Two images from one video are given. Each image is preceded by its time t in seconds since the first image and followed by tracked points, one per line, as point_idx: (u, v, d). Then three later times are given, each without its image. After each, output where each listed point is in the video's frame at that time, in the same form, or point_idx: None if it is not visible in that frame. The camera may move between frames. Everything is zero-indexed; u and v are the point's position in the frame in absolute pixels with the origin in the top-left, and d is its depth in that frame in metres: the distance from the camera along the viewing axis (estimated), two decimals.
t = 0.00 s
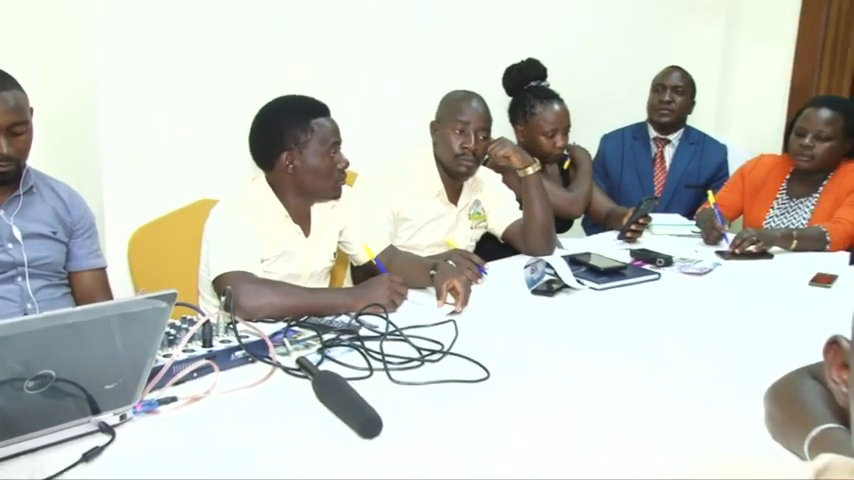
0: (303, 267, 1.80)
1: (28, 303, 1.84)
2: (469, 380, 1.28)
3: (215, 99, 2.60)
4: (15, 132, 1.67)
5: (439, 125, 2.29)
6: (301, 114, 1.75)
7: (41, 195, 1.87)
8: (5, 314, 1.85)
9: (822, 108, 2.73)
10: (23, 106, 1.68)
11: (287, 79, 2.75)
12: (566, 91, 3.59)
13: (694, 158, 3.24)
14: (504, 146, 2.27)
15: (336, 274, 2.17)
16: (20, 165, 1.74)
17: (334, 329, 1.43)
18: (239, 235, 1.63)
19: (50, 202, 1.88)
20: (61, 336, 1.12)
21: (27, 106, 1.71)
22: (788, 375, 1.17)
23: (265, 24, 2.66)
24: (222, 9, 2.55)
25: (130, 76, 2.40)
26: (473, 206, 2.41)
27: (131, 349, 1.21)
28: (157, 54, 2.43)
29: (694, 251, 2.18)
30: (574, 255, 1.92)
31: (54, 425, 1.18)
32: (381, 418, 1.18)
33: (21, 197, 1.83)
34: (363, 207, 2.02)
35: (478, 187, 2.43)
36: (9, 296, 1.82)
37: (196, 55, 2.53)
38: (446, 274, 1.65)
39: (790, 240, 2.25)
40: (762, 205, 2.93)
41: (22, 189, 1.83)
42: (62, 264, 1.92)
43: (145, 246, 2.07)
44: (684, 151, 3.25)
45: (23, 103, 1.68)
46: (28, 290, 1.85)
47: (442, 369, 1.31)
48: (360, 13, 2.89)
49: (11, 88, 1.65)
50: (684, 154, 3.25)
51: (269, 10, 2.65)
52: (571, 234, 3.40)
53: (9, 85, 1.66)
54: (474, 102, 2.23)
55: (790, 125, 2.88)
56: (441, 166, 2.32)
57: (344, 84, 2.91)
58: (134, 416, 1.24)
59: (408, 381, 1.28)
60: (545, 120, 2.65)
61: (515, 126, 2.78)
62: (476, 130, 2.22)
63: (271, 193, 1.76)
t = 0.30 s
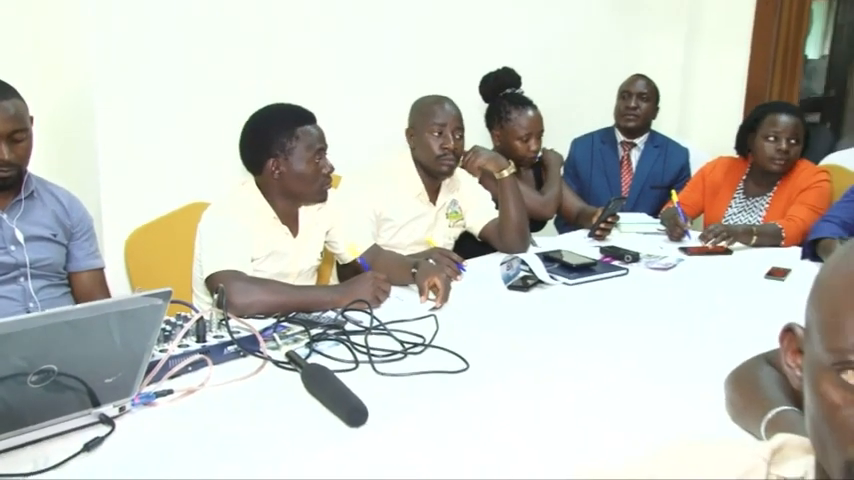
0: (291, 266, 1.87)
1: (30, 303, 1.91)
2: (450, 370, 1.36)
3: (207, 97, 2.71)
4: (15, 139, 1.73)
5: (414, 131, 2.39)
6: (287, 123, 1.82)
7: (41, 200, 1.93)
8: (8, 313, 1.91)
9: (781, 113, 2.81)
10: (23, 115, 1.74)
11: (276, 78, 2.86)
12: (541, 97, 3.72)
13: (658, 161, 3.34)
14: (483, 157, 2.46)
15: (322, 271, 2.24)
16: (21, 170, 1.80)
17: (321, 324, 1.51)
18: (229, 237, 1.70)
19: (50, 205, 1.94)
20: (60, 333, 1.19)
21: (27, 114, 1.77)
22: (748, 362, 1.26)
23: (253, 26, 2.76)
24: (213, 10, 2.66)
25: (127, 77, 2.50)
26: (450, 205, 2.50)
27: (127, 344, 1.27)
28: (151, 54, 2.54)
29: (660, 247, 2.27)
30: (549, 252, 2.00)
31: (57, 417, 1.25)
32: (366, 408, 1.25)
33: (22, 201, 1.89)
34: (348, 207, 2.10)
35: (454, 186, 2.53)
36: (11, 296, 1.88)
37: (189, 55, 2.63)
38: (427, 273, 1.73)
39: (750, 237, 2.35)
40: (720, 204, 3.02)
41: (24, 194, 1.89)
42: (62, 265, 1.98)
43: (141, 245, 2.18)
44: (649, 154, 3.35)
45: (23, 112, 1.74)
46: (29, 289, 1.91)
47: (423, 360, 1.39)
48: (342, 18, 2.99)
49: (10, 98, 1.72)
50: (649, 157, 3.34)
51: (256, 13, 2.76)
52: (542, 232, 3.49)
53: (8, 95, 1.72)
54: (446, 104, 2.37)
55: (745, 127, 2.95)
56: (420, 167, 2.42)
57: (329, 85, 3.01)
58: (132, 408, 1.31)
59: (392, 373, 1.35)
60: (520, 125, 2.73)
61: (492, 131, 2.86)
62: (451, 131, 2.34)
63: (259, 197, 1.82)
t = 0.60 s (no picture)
0: (280, 263, 1.94)
1: (29, 300, 2.04)
2: (428, 361, 1.44)
3: (204, 97, 2.80)
4: (15, 145, 1.82)
5: (393, 136, 2.47)
6: (271, 129, 1.91)
7: (40, 203, 2.06)
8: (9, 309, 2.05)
9: (736, 117, 2.93)
10: (21, 122, 1.84)
11: (268, 77, 2.95)
12: (515, 101, 3.83)
13: (622, 165, 3.44)
14: (456, 159, 2.53)
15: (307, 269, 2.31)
16: (19, 175, 1.89)
17: (306, 318, 1.59)
18: (218, 234, 1.78)
19: (48, 209, 2.07)
20: (59, 329, 1.25)
21: (26, 122, 1.86)
22: (706, 349, 1.35)
23: (246, 29, 2.85)
24: (210, 12, 2.74)
25: (125, 77, 2.58)
26: (427, 204, 2.58)
27: (123, 338, 1.34)
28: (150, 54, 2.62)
29: (625, 243, 2.37)
30: (522, 249, 2.09)
31: (55, 408, 1.31)
32: (350, 396, 1.33)
33: (22, 204, 2.01)
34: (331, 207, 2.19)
35: (430, 186, 2.61)
36: (12, 293, 2.02)
37: (186, 56, 2.72)
38: (407, 269, 1.81)
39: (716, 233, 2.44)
40: (679, 204, 3.12)
41: (23, 197, 2.02)
42: (60, 264, 2.12)
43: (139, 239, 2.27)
44: (614, 156, 3.44)
45: (22, 119, 1.84)
46: (28, 288, 2.05)
47: (404, 351, 1.48)
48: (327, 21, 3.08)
49: (10, 106, 1.81)
50: (614, 161, 3.44)
51: (249, 16, 2.85)
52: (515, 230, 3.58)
53: (8, 103, 1.81)
54: (421, 109, 2.47)
55: (703, 130, 3.06)
56: (399, 168, 2.50)
57: (319, 86, 3.11)
58: (128, 400, 1.38)
59: (374, 363, 1.44)
60: (493, 129, 2.82)
61: (467, 135, 2.95)
62: (428, 133, 2.44)
63: (246, 197, 1.90)
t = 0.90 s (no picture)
0: (263, 260, 2.06)
1: (27, 297, 2.14)
2: (403, 351, 1.55)
3: (211, 91, 2.97)
4: (14, 152, 1.91)
5: (371, 140, 2.57)
6: (248, 132, 2.01)
7: (36, 205, 2.15)
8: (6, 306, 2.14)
9: (685, 124, 3.09)
10: (19, 129, 1.92)
11: (268, 77, 3.11)
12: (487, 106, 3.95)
13: (582, 167, 3.56)
14: (426, 160, 2.66)
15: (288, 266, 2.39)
16: (16, 179, 1.97)
17: (288, 311, 1.71)
18: (204, 234, 1.90)
19: (43, 210, 2.17)
20: (56, 322, 1.32)
21: (23, 129, 1.94)
22: (659, 338, 1.47)
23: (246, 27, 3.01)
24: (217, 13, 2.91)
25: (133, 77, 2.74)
26: (401, 204, 2.68)
27: (115, 331, 1.42)
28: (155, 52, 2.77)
29: (586, 240, 2.49)
30: (490, 246, 2.20)
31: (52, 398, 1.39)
32: (330, 385, 1.43)
33: (19, 207, 2.10)
34: (309, 207, 2.30)
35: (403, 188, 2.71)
36: (10, 291, 2.11)
37: (187, 56, 2.86)
38: (382, 266, 1.92)
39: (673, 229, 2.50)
40: (634, 204, 3.24)
41: (20, 200, 2.11)
42: (55, 263, 2.22)
43: (132, 238, 2.37)
44: (575, 161, 3.56)
45: (20, 127, 1.92)
46: (26, 285, 2.15)
47: (381, 342, 1.58)
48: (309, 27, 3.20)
49: (9, 114, 1.89)
50: (574, 165, 3.56)
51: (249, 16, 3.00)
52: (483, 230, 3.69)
53: (7, 112, 1.89)
54: (397, 116, 2.57)
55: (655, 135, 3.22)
56: (375, 167, 2.59)
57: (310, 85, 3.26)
58: (120, 389, 1.47)
59: (352, 353, 1.54)
60: (462, 134, 2.92)
61: (438, 140, 3.04)
62: (406, 140, 2.54)
63: (229, 197, 2.02)
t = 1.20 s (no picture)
0: (252, 258, 2.16)
1: (29, 295, 2.22)
2: (387, 344, 1.64)
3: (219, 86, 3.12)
4: (17, 158, 2.00)
5: (355, 144, 2.65)
6: (231, 136, 2.09)
7: (38, 209, 2.24)
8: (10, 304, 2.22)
9: (649, 128, 3.21)
10: (22, 137, 2.02)
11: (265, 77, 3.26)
12: (459, 111, 4.10)
13: (555, 169, 3.66)
14: (407, 164, 2.81)
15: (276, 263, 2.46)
16: (19, 184, 2.07)
17: (277, 308, 1.80)
18: (197, 234, 2.01)
19: (45, 213, 2.25)
20: (56, 319, 1.40)
21: (26, 137, 2.04)
22: (627, 330, 1.57)
23: (245, 28, 3.15)
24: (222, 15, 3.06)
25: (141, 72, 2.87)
26: (384, 205, 2.77)
27: (113, 327, 1.49)
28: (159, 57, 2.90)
29: (557, 239, 2.58)
30: (466, 244, 2.30)
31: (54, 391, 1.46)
32: (317, 376, 1.52)
33: (21, 210, 2.19)
34: (295, 208, 2.39)
35: (387, 190, 2.80)
36: (14, 290, 2.20)
37: (191, 53, 3.00)
38: (366, 264, 2.02)
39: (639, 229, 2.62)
40: (602, 204, 3.35)
41: (22, 204, 2.19)
42: (56, 263, 2.30)
43: (127, 240, 2.45)
44: (547, 163, 3.66)
45: (22, 135, 2.02)
46: (28, 284, 2.23)
47: (365, 336, 1.68)
48: (294, 32, 3.31)
49: (11, 123, 1.99)
50: (548, 167, 3.65)
51: (249, 16, 3.14)
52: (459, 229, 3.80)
53: (10, 119, 1.99)
54: (382, 122, 2.65)
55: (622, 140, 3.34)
56: (359, 171, 2.68)
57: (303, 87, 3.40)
58: (119, 382, 1.55)
59: (338, 347, 1.63)
60: (441, 139, 3.02)
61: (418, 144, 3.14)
62: (390, 145, 2.63)
63: (219, 199, 2.11)
